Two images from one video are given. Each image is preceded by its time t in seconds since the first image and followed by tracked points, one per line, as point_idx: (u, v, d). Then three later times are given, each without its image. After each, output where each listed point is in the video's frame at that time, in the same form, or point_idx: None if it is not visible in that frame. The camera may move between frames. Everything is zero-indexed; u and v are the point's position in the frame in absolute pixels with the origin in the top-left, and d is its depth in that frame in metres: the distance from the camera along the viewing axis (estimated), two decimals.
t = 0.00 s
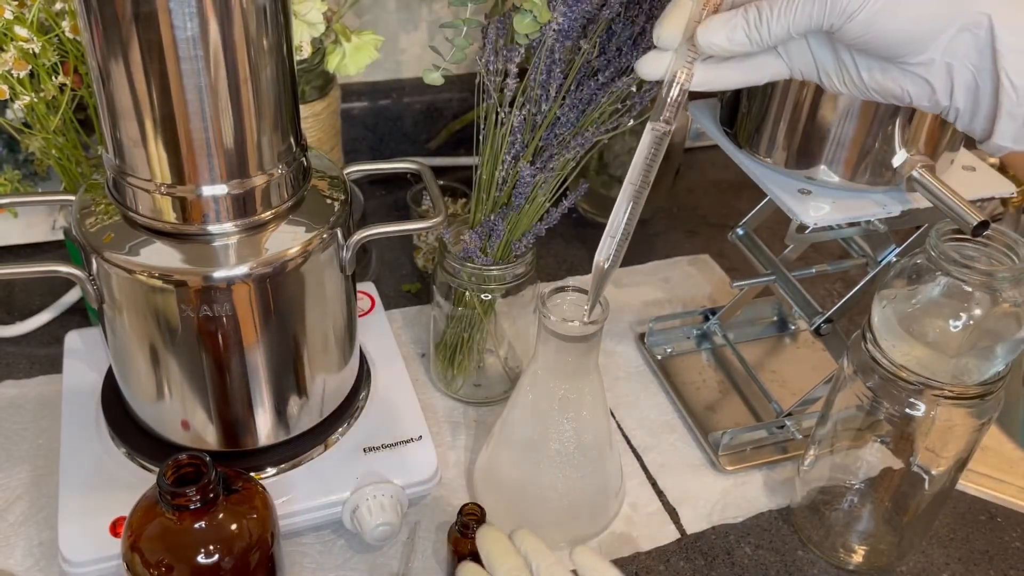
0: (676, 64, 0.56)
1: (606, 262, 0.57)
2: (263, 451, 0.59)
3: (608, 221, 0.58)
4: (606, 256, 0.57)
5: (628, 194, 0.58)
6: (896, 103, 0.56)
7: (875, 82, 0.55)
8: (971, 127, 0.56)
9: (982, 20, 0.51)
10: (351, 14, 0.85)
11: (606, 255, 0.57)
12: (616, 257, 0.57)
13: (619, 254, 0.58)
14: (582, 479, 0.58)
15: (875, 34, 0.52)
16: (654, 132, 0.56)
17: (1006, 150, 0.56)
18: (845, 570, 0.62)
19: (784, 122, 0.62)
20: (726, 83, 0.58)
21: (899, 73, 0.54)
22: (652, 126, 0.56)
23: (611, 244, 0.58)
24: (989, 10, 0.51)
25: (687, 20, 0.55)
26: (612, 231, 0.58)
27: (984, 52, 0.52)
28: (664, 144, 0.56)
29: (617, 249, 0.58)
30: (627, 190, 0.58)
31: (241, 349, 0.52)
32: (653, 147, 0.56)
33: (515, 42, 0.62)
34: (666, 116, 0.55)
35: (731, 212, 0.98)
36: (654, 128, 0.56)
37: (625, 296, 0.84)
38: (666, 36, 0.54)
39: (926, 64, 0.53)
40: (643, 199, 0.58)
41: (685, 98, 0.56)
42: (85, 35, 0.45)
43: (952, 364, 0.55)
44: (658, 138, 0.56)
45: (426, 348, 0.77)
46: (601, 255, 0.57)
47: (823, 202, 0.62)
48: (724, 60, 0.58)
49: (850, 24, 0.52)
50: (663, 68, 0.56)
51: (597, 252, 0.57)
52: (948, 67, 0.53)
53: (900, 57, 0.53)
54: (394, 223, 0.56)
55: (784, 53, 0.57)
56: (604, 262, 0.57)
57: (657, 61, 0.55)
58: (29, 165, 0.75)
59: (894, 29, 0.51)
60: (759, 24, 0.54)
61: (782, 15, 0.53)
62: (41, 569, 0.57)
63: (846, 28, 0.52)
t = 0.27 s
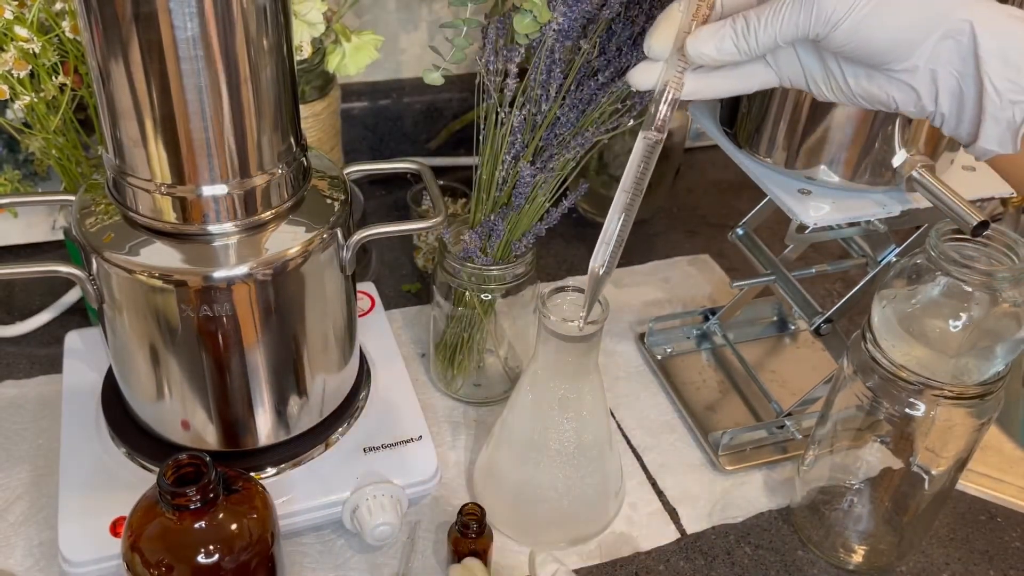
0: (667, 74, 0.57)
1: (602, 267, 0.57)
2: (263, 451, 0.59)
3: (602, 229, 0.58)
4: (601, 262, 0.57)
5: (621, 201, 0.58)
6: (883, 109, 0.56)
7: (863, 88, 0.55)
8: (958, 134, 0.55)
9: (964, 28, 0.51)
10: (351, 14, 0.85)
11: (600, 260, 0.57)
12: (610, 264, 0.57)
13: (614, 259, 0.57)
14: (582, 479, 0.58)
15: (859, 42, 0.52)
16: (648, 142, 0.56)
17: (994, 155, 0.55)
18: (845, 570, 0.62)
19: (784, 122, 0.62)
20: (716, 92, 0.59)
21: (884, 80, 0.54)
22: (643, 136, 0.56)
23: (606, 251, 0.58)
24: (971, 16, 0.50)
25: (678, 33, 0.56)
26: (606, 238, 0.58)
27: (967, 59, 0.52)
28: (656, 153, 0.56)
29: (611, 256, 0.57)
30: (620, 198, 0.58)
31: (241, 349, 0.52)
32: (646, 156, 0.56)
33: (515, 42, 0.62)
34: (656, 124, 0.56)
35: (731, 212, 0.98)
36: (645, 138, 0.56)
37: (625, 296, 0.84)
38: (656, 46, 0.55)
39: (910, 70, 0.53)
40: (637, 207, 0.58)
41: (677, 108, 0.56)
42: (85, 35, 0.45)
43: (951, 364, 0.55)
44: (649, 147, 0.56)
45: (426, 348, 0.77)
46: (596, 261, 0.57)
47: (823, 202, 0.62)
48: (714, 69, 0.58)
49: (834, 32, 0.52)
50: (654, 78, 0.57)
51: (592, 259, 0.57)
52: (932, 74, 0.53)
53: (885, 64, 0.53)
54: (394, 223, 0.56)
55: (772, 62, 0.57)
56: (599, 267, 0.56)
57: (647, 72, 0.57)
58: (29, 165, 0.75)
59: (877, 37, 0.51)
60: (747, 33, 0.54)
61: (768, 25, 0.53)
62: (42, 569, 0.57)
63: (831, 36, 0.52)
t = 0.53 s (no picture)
0: (653, 72, 0.57)
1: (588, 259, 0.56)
2: (263, 452, 0.58)
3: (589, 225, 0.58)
4: (589, 256, 0.56)
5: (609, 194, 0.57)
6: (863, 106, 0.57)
7: (843, 85, 0.55)
8: (937, 130, 0.56)
9: (941, 24, 0.52)
10: (351, 14, 0.85)
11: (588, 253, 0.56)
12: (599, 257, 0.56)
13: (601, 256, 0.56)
14: (582, 479, 0.58)
15: (840, 39, 0.53)
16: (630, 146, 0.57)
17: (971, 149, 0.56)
18: (845, 570, 0.62)
19: (784, 122, 0.62)
20: (700, 91, 0.60)
21: (865, 77, 0.55)
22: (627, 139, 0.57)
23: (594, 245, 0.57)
24: (948, 14, 0.51)
25: (662, 32, 0.56)
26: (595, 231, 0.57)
27: (945, 55, 0.53)
28: (639, 152, 0.57)
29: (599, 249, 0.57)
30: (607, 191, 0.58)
31: (241, 349, 0.52)
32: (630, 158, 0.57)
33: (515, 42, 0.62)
34: (643, 122, 0.57)
35: (731, 212, 0.98)
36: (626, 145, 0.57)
37: (625, 296, 0.84)
38: (641, 45, 0.56)
39: (891, 67, 0.53)
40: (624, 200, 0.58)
41: (659, 105, 0.57)
42: (85, 35, 0.45)
43: (952, 364, 0.55)
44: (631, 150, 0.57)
45: (426, 348, 0.77)
46: (584, 254, 0.56)
47: (823, 202, 0.62)
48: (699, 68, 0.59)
49: (816, 29, 0.53)
50: (639, 77, 0.57)
51: (580, 252, 0.56)
52: (912, 70, 0.53)
53: (865, 61, 0.54)
54: (394, 223, 0.56)
55: (755, 61, 0.58)
56: (587, 262, 0.55)
57: (632, 71, 0.56)
58: (29, 165, 0.75)
59: (857, 34, 0.52)
60: (730, 32, 0.55)
61: (751, 24, 0.54)
62: (41, 569, 0.57)
63: (812, 33, 0.53)
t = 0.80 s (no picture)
0: (652, 50, 0.56)
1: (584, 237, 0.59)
2: (263, 452, 0.58)
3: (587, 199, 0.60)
4: (584, 235, 0.59)
5: (604, 178, 0.58)
6: (860, 88, 0.57)
7: (841, 66, 0.56)
8: (932, 113, 0.56)
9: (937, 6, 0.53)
10: (351, 14, 0.85)
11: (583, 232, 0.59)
12: (594, 235, 0.59)
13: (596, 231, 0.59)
14: (582, 479, 0.58)
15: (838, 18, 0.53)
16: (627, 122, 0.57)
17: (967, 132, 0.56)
18: (845, 570, 0.62)
19: (784, 122, 0.62)
20: (699, 70, 0.60)
21: (861, 57, 0.55)
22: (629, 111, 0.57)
23: (590, 221, 0.59)
24: None
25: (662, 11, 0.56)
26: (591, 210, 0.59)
27: (941, 36, 0.53)
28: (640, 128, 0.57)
29: (595, 227, 0.59)
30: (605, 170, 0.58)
31: (241, 348, 0.52)
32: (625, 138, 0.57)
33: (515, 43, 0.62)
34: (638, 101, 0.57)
35: (731, 212, 0.98)
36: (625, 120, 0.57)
37: (625, 296, 0.84)
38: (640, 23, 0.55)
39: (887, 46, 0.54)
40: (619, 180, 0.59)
41: (659, 82, 0.57)
42: (85, 35, 0.45)
43: (952, 364, 0.55)
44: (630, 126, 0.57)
45: (426, 348, 0.77)
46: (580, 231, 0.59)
47: (823, 202, 0.61)
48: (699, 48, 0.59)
49: (815, 8, 0.53)
50: (639, 55, 0.56)
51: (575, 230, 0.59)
52: (907, 51, 0.54)
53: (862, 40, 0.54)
54: (394, 223, 0.56)
55: (753, 41, 0.58)
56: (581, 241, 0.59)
57: (632, 50, 0.56)
58: (29, 165, 0.75)
59: (854, 12, 0.53)
60: (729, 11, 0.54)
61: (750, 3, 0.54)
62: (41, 569, 0.57)
63: (811, 13, 0.53)
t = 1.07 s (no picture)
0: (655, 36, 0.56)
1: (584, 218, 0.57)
2: (263, 452, 0.58)
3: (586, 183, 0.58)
4: (584, 216, 0.57)
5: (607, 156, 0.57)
6: (863, 77, 0.57)
7: (842, 54, 0.55)
8: (933, 103, 0.56)
9: None
10: (351, 14, 0.85)
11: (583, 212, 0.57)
12: (593, 217, 0.57)
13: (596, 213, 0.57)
14: (582, 479, 0.58)
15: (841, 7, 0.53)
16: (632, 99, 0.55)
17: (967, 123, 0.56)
18: (845, 570, 0.62)
19: (784, 123, 0.62)
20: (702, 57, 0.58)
21: (864, 45, 0.55)
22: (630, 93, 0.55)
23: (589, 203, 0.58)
24: None
25: None
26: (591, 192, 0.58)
27: (943, 27, 0.53)
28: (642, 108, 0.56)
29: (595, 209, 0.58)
30: (605, 154, 0.57)
31: (241, 348, 0.52)
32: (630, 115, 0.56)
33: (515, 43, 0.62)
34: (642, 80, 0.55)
35: (731, 212, 0.98)
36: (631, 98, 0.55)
37: (625, 296, 0.84)
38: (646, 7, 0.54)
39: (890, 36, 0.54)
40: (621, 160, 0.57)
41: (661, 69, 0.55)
42: (85, 35, 0.45)
43: (951, 364, 0.55)
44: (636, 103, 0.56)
45: (426, 348, 0.77)
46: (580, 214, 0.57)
47: (823, 202, 0.61)
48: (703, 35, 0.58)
49: None
50: (643, 39, 0.55)
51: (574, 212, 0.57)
52: (909, 40, 0.54)
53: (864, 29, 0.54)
54: (394, 223, 0.56)
55: (757, 28, 0.58)
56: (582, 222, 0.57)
57: (637, 33, 0.55)
58: (29, 165, 0.75)
59: None
60: None
61: None
62: (41, 569, 0.57)
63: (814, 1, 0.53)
